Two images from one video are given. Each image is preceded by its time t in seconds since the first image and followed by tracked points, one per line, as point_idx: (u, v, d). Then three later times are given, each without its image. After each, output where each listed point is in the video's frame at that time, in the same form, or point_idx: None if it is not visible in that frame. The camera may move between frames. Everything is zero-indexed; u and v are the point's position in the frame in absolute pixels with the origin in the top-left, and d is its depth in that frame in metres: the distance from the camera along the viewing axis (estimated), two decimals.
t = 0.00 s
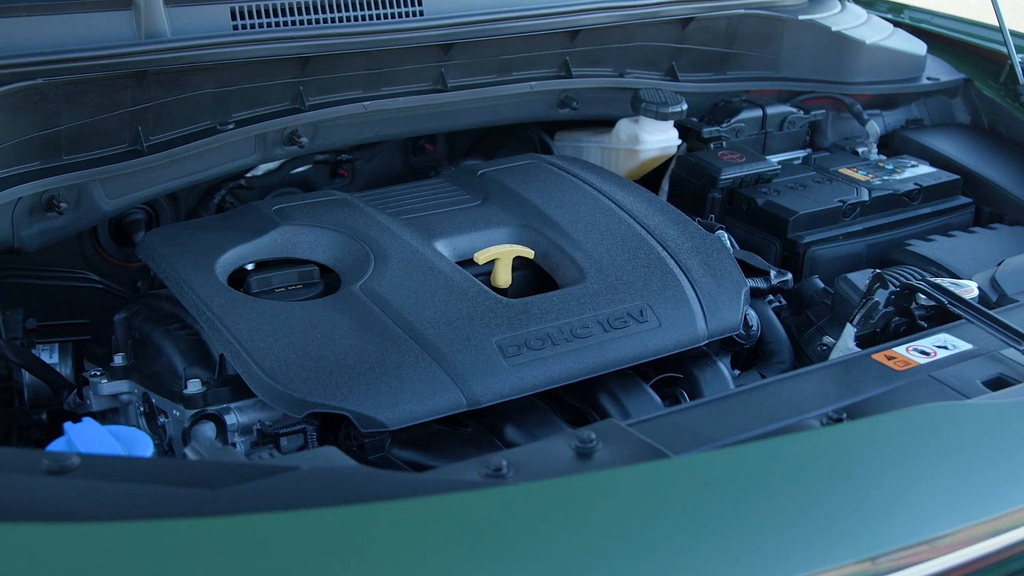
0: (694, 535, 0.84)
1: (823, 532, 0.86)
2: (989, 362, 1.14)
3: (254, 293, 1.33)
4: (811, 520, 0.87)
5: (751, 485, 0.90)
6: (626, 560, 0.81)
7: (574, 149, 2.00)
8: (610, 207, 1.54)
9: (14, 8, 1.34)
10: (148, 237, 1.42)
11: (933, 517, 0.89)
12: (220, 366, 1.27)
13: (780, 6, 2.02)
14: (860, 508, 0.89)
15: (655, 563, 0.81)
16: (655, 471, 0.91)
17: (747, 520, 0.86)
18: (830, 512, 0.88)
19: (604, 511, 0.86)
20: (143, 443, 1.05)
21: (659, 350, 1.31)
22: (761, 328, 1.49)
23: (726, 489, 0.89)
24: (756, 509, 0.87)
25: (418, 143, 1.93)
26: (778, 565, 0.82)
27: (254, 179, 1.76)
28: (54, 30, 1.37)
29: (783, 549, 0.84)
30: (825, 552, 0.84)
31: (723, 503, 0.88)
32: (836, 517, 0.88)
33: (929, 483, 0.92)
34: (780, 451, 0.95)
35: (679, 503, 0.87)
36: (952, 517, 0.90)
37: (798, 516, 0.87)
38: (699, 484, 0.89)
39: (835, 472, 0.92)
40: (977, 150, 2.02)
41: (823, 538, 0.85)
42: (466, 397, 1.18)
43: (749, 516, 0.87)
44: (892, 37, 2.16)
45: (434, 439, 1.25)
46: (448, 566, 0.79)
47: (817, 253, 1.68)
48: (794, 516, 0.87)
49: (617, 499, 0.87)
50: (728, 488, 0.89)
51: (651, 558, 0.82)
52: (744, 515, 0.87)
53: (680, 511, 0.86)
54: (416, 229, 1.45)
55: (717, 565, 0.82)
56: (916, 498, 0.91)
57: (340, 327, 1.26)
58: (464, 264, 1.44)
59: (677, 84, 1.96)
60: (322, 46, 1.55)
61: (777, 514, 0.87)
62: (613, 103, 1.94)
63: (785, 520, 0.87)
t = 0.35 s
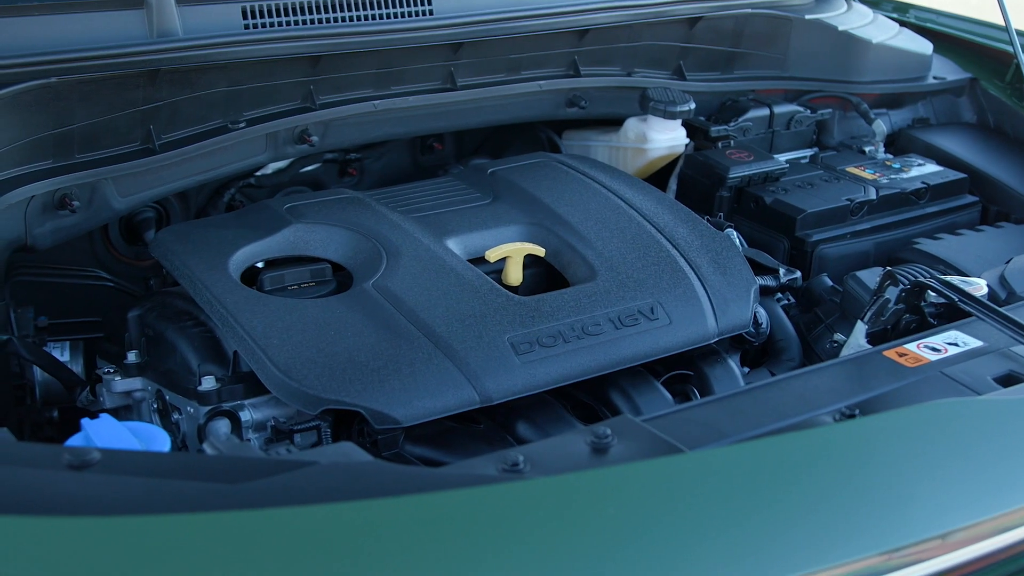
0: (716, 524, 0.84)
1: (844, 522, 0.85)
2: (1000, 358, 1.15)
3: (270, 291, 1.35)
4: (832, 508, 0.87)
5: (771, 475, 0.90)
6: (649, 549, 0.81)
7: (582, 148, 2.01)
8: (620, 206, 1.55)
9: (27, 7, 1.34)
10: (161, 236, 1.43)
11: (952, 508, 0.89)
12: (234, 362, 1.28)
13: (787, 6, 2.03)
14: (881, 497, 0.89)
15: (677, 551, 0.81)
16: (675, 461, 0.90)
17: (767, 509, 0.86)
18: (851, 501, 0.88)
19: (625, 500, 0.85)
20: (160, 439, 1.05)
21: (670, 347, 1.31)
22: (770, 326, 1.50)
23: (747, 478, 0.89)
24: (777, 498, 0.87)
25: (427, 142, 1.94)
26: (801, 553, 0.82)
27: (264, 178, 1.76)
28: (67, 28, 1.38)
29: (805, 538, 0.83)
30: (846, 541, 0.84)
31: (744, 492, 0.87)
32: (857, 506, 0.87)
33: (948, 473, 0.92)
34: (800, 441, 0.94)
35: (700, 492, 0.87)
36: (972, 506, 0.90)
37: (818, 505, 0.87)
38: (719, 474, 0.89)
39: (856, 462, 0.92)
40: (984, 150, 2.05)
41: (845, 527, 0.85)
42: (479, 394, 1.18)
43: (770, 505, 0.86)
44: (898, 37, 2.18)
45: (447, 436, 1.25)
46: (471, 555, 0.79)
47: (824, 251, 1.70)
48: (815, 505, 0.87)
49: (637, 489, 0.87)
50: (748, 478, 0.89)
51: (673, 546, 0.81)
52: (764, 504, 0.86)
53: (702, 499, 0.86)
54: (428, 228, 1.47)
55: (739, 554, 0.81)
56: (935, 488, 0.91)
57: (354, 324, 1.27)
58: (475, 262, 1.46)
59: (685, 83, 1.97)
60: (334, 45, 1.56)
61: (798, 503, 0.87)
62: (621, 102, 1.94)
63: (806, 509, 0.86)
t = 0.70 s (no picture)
0: (724, 520, 0.84)
1: (852, 519, 0.86)
2: (1005, 357, 1.16)
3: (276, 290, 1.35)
4: (839, 506, 0.87)
5: (778, 472, 0.90)
6: (658, 546, 0.81)
7: (586, 148, 2.02)
8: (624, 205, 1.56)
9: (32, 6, 1.35)
10: (168, 236, 1.43)
11: (958, 505, 0.90)
12: (241, 361, 1.29)
13: (791, 6, 2.04)
14: (888, 495, 0.89)
15: (686, 548, 0.81)
16: (681, 458, 0.91)
17: (775, 506, 0.86)
18: (858, 499, 0.88)
19: (634, 497, 0.85)
20: (169, 436, 1.05)
21: (675, 345, 1.31)
22: (774, 324, 1.51)
23: (754, 475, 0.89)
24: (785, 495, 0.87)
25: (431, 141, 1.94)
26: (808, 550, 0.82)
27: (268, 177, 1.77)
28: (74, 28, 1.38)
29: (812, 535, 0.84)
30: (854, 538, 0.84)
31: (751, 489, 0.87)
32: (864, 503, 0.87)
33: (954, 470, 0.92)
34: (807, 438, 0.94)
35: (708, 489, 0.87)
36: (979, 504, 0.90)
37: (825, 502, 0.87)
38: (726, 471, 0.89)
39: (862, 459, 0.92)
40: (986, 149, 2.05)
41: (852, 524, 0.85)
42: (485, 392, 1.18)
43: (777, 502, 0.87)
44: (901, 36, 2.19)
45: (453, 434, 1.26)
46: (481, 551, 0.79)
47: (828, 250, 1.70)
48: (822, 503, 0.87)
49: (646, 486, 0.87)
50: (756, 475, 0.89)
51: (682, 542, 0.81)
52: (771, 501, 0.87)
53: (710, 496, 0.86)
54: (434, 227, 1.48)
55: (748, 551, 0.81)
56: (941, 486, 0.91)
57: (360, 322, 1.27)
58: (480, 261, 1.47)
59: (689, 83, 1.98)
60: (340, 45, 1.57)
61: (804, 499, 0.87)
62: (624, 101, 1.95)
63: (813, 506, 0.87)
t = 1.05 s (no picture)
0: (727, 519, 0.84)
1: (854, 518, 0.86)
2: (1008, 356, 1.16)
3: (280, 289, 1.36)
4: (842, 505, 0.87)
5: (781, 471, 0.90)
6: (661, 544, 0.81)
7: (588, 147, 2.02)
8: (627, 205, 1.56)
9: (35, 6, 1.34)
10: (172, 235, 1.44)
11: (960, 505, 0.90)
12: (245, 360, 1.29)
13: (792, 5, 2.04)
14: (890, 494, 0.89)
15: (690, 546, 0.81)
16: (685, 457, 0.91)
17: (778, 504, 0.86)
18: (861, 497, 0.88)
19: (638, 496, 0.86)
20: (174, 436, 1.05)
21: (678, 345, 1.32)
22: (777, 324, 1.51)
23: (757, 474, 0.89)
24: (788, 494, 0.87)
25: (433, 141, 1.94)
26: (811, 549, 0.82)
27: (270, 176, 1.77)
28: (77, 28, 1.38)
29: (816, 533, 0.84)
30: (857, 537, 0.84)
31: (754, 488, 0.88)
32: (867, 502, 0.88)
33: (956, 469, 0.93)
34: (811, 437, 0.95)
35: (712, 488, 0.87)
36: (983, 502, 0.91)
37: (828, 500, 0.87)
38: (730, 470, 0.89)
39: (865, 458, 0.92)
40: (988, 149, 2.06)
41: (854, 523, 0.85)
42: (488, 391, 1.18)
43: (780, 501, 0.87)
44: (903, 36, 2.19)
45: (456, 433, 1.26)
46: (485, 550, 0.79)
47: (830, 250, 1.70)
48: (825, 502, 0.87)
49: (650, 485, 0.87)
50: (759, 474, 0.89)
51: (687, 540, 0.82)
52: (774, 500, 0.87)
53: (713, 494, 0.86)
54: (437, 226, 1.48)
55: (751, 550, 0.82)
56: (943, 485, 0.91)
57: (364, 322, 1.27)
58: (483, 261, 1.47)
59: (690, 83, 1.98)
60: (343, 45, 1.57)
61: (807, 498, 0.87)
62: (626, 101, 1.96)
63: (816, 505, 0.87)
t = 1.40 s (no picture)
0: (728, 518, 0.84)
1: (855, 517, 0.86)
2: (1009, 355, 1.16)
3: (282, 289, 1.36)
4: (842, 504, 0.87)
5: (781, 470, 0.90)
6: (662, 543, 0.81)
7: (589, 147, 2.03)
8: (628, 205, 1.56)
9: (37, 6, 1.34)
10: (174, 235, 1.44)
11: (961, 504, 0.90)
12: (246, 360, 1.29)
13: (793, 5, 2.04)
14: (891, 494, 0.89)
15: (691, 545, 0.81)
16: (686, 457, 0.91)
17: (779, 504, 0.86)
18: (861, 497, 0.88)
19: (639, 496, 0.86)
20: (176, 435, 1.05)
21: (679, 345, 1.32)
22: (778, 323, 1.51)
23: (757, 473, 0.89)
24: (789, 493, 0.88)
25: (434, 141, 1.94)
26: (812, 548, 0.82)
27: (271, 176, 1.77)
28: (78, 28, 1.38)
29: (816, 533, 0.84)
30: (857, 536, 0.84)
31: (755, 487, 0.88)
32: (867, 501, 0.88)
33: (956, 468, 0.93)
34: (812, 436, 0.95)
35: (713, 488, 0.87)
36: (984, 502, 0.91)
37: (828, 500, 0.87)
38: (730, 469, 0.90)
39: (865, 457, 0.92)
40: (988, 149, 2.06)
41: (854, 523, 0.85)
42: (490, 391, 1.18)
43: (780, 500, 0.87)
44: (903, 36, 2.19)
45: (458, 432, 1.26)
46: (487, 549, 0.79)
47: (832, 250, 1.70)
48: (826, 501, 0.87)
49: (651, 484, 0.87)
50: (760, 474, 0.89)
51: (688, 540, 0.82)
52: (775, 499, 0.87)
53: (714, 494, 0.86)
54: (438, 226, 1.48)
55: (752, 549, 0.82)
56: (944, 485, 0.91)
57: (365, 321, 1.27)
58: (484, 260, 1.47)
59: (691, 83, 1.98)
60: (344, 45, 1.57)
61: (807, 498, 0.87)
62: (627, 101, 1.96)
63: (816, 504, 0.87)
